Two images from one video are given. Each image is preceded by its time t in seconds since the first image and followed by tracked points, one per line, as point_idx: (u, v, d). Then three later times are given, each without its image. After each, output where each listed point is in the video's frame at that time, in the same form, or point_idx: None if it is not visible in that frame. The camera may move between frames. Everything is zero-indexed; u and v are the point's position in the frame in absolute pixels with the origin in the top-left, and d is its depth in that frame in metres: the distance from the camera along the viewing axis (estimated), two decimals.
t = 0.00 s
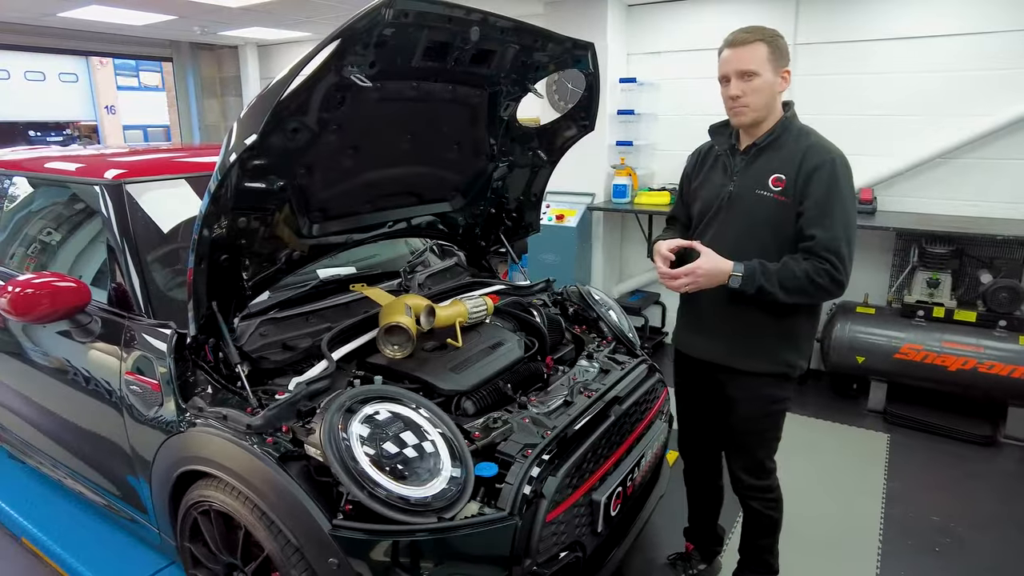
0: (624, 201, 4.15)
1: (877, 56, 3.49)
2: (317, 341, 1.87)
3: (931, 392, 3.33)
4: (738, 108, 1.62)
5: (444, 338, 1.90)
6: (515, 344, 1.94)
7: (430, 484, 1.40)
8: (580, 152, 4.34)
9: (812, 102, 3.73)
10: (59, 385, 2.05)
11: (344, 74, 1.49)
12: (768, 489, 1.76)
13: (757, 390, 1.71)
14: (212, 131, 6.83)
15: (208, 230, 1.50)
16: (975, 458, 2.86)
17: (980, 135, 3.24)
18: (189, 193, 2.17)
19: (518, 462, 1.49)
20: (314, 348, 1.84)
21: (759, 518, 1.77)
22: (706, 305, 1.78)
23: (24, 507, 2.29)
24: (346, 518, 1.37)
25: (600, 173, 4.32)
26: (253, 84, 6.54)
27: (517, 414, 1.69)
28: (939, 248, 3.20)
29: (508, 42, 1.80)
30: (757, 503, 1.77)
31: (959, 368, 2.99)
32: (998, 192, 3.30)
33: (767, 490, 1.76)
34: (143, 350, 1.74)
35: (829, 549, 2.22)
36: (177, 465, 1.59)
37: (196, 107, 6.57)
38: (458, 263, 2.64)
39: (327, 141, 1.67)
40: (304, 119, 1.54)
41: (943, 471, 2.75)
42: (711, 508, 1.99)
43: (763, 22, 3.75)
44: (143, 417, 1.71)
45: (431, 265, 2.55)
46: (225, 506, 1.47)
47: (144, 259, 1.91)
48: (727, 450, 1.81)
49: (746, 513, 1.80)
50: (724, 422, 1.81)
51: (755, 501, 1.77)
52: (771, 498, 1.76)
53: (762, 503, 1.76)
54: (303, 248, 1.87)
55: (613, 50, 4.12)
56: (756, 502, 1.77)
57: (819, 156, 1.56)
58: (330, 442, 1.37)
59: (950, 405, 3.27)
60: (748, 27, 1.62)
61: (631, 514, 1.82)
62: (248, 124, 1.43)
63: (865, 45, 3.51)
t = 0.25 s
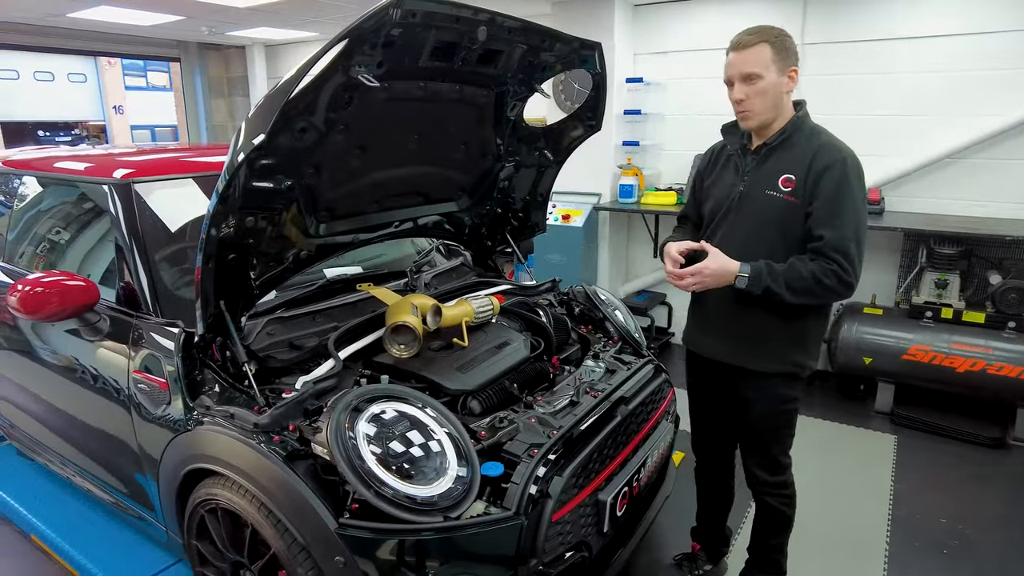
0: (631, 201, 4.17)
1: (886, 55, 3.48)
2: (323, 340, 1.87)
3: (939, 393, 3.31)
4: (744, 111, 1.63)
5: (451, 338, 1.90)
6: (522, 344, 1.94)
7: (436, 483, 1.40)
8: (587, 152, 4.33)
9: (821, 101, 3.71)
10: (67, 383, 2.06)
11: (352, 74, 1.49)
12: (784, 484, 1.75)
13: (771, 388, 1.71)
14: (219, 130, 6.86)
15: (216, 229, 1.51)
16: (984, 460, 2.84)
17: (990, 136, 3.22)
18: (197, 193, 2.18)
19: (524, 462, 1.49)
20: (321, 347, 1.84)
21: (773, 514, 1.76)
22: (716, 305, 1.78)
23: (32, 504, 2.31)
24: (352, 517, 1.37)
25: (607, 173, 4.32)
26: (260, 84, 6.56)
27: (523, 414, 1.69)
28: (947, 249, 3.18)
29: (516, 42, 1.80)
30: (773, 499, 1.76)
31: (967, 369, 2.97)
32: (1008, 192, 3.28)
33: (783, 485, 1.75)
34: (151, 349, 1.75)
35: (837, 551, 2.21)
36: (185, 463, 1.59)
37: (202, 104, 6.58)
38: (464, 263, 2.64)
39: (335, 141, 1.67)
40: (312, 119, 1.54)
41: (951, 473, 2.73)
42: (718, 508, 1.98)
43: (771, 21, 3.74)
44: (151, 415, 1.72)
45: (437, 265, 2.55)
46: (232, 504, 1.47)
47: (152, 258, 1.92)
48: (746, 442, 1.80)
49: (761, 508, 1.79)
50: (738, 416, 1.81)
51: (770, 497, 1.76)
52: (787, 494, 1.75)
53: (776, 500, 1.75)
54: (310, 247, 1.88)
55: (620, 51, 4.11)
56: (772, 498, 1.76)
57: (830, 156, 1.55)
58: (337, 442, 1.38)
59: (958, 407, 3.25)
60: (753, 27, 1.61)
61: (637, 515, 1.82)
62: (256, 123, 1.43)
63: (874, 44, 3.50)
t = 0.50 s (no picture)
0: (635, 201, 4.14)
1: (891, 55, 3.46)
2: (327, 339, 1.88)
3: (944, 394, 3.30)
4: (734, 118, 1.67)
5: (454, 337, 1.90)
6: (525, 344, 1.94)
7: (438, 482, 1.41)
8: (591, 152, 4.34)
9: (826, 101, 3.70)
10: (73, 381, 2.07)
11: (355, 75, 1.50)
12: (791, 482, 1.75)
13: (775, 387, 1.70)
14: (225, 130, 6.88)
15: (220, 229, 1.51)
16: (989, 461, 2.83)
17: (996, 135, 3.21)
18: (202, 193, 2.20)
19: (526, 461, 1.49)
20: (325, 347, 1.85)
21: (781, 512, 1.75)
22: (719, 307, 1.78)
23: (38, 501, 2.33)
24: (354, 515, 1.38)
25: (611, 174, 4.31)
26: (266, 84, 6.58)
27: (525, 413, 1.69)
28: (952, 249, 3.17)
29: (519, 42, 1.80)
30: (780, 496, 1.75)
31: (973, 370, 2.96)
32: (1014, 192, 3.26)
33: (791, 483, 1.75)
34: (155, 348, 1.76)
35: (842, 551, 2.20)
36: (189, 461, 1.60)
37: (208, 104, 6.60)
38: (467, 262, 2.65)
39: (339, 141, 1.68)
40: (315, 119, 1.55)
41: (957, 474, 2.72)
42: (722, 508, 1.98)
43: (776, 21, 3.73)
44: (156, 413, 1.73)
45: (441, 265, 2.56)
46: (235, 502, 1.48)
47: (157, 257, 1.93)
48: (755, 439, 1.79)
49: (768, 505, 1.78)
50: (744, 415, 1.81)
51: (778, 494, 1.75)
52: (795, 491, 1.75)
53: (784, 497, 1.75)
54: (314, 247, 1.88)
55: (624, 51, 4.11)
56: (780, 495, 1.75)
57: (827, 155, 1.54)
58: (339, 440, 1.38)
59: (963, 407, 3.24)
60: (746, 34, 1.63)
61: (639, 514, 1.82)
62: (262, 122, 1.44)
63: (880, 44, 3.48)
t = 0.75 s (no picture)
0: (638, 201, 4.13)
1: (895, 54, 3.45)
2: (329, 338, 1.88)
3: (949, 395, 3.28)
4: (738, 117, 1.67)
5: (455, 337, 1.90)
6: (526, 343, 1.94)
7: (438, 481, 1.41)
8: (594, 152, 4.34)
9: (830, 101, 3.69)
10: (77, 380, 2.08)
11: (357, 74, 1.50)
12: (794, 481, 1.74)
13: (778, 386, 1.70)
14: (229, 130, 6.90)
15: (222, 227, 1.52)
16: (995, 462, 2.81)
17: (1001, 135, 3.19)
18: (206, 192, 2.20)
19: (527, 460, 1.49)
20: (327, 346, 1.85)
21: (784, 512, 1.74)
22: (722, 306, 1.77)
23: (42, 499, 2.34)
24: (355, 513, 1.38)
25: (614, 174, 4.31)
26: (270, 85, 6.59)
27: (527, 413, 1.69)
28: (958, 249, 3.15)
29: (521, 40, 1.80)
30: (783, 496, 1.75)
31: (978, 371, 2.94)
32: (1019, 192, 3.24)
33: (794, 482, 1.74)
34: (158, 346, 1.77)
35: (845, 552, 2.20)
36: (191, 460, 1.61)
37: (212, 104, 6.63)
38: (470, 262, 2.65)
39: (341, 140, 1.68)
40: (317, 118, 1.55)
41: (961, 475, 2.70)
42: (724, 508, 1.97)
43: (780, 20, 3.72)
44: (158, 412, 1.74)
45: (443, 264, 2.56)
46: (237, 501, 1.49)
47: (159, 256, 1.94)
48: (758, 439, 1.79)
49: (771, 505, 1.78)
50: (747, 415, 1.81)
51: (781, 494, 1.75)
52: (797, 491, 1.74)
53: (788, 497, 1.74)
54: (316, 246, 1.89)
55: (627, 51, 4.10)
56: (783, 495, 1.75)
57: (828, 151, 1.54)
58: (340, 439, 1.38)
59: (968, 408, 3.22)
60: (747, 33, 1.62)
61: (641, 514, 1.82)
62: (262, 122, 1.44)
63: (884, 43, 3.47)
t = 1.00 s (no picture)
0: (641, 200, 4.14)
1: (900, 53, 3.43)
2: (331, 337, 1.88)
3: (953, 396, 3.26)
4: (753, 110, 1.62)
5: (457, 336, 1.90)
6: (528, 342, 1.94)
7: (440, 480, 1.41)
8: (597, 151, 4.33)
9: (834, 100, 3.67)
10: (80, 378, 2.09)
11: (358, 73, 1.50)
12: (795, 483, 1.74)
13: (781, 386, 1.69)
14: (232, 130, 6.91)
15: (224, 226, 1.52)
16: (999, 463, 2.79)
17: (1006, 134, 3.18)
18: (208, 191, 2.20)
19: (529, 460, 1.49)
20: (328, 345, 1.85)
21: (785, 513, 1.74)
22: (726, 305, 1.76)
23: (45, 498, 2.35)
24: (356, 512, 1.38)
25: (617, 173, 4.30)
26: (273, 84, 6.60)
27: (528, 412, 1.69)
28: (962, 249, 3.14)
29: (523, 39, 1.80)
30: (784, 497, 1.75)
31: (982, 371, 2.93)
32: None
33: (795, 484, 1.74)
34: (160, 345, 1.77)
35: (847, 552, 2.19)
36: (193, 458, 1.61)
37: (216, 103, 6.65)
38: (472, 261, 2.65)
39: (343, 139, 1.69)
40: (319, 117, 1.55)
41: (966, 476, 2.69)
42: (725, 509, 1.97)
43: (784, 19, 3.71)
44: (160, 411, 1.74)
45: (445, 264, 2.56)
46: (238, 499, 1.49)
47: (162, 255, 1.94)
48: (759, 440, 1.79)
49: (772, 507, 1.77)
50: (749, 415, 1.80)
51: (782, 495, 1.75)
52: (798, 492, 1.74)
53: (789, 498, 1.74)
54: (318, 245, 1.89)
55: (631, 50, 4.10)
56: (784, 496, 1.75)
57: (838, 151, 1.53)
58: (342, 438, 1.39)
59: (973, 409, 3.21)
60: (757, 26, 1.59)
61: (642, 514, 1.81)
62: (262, 122, 1.45)
63: (889, 42, 3.45)
